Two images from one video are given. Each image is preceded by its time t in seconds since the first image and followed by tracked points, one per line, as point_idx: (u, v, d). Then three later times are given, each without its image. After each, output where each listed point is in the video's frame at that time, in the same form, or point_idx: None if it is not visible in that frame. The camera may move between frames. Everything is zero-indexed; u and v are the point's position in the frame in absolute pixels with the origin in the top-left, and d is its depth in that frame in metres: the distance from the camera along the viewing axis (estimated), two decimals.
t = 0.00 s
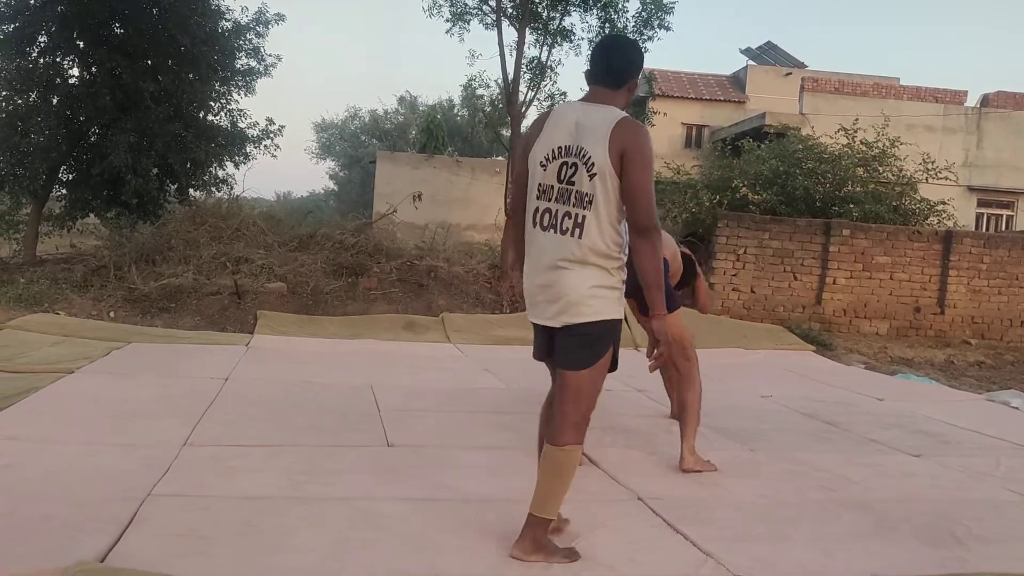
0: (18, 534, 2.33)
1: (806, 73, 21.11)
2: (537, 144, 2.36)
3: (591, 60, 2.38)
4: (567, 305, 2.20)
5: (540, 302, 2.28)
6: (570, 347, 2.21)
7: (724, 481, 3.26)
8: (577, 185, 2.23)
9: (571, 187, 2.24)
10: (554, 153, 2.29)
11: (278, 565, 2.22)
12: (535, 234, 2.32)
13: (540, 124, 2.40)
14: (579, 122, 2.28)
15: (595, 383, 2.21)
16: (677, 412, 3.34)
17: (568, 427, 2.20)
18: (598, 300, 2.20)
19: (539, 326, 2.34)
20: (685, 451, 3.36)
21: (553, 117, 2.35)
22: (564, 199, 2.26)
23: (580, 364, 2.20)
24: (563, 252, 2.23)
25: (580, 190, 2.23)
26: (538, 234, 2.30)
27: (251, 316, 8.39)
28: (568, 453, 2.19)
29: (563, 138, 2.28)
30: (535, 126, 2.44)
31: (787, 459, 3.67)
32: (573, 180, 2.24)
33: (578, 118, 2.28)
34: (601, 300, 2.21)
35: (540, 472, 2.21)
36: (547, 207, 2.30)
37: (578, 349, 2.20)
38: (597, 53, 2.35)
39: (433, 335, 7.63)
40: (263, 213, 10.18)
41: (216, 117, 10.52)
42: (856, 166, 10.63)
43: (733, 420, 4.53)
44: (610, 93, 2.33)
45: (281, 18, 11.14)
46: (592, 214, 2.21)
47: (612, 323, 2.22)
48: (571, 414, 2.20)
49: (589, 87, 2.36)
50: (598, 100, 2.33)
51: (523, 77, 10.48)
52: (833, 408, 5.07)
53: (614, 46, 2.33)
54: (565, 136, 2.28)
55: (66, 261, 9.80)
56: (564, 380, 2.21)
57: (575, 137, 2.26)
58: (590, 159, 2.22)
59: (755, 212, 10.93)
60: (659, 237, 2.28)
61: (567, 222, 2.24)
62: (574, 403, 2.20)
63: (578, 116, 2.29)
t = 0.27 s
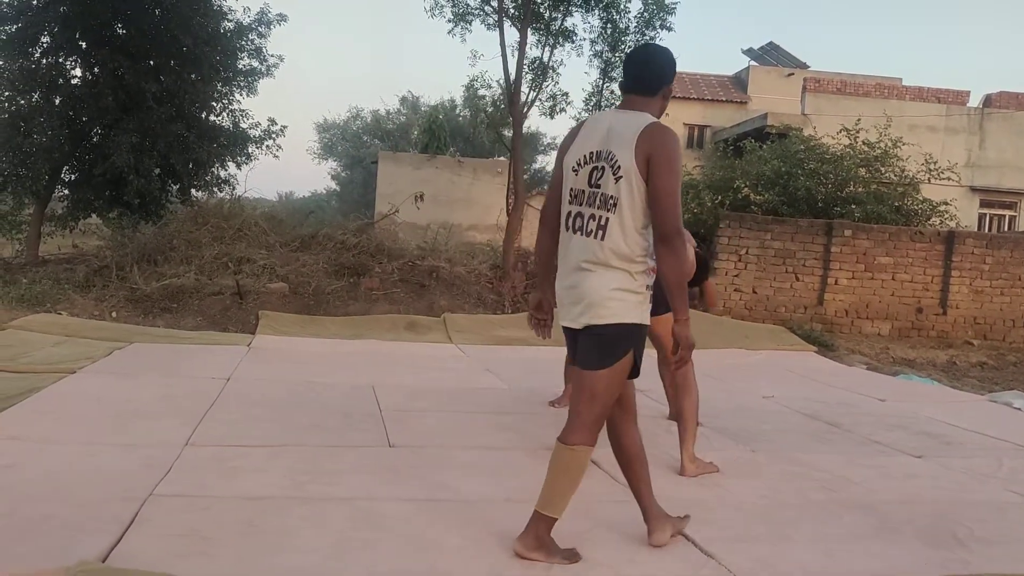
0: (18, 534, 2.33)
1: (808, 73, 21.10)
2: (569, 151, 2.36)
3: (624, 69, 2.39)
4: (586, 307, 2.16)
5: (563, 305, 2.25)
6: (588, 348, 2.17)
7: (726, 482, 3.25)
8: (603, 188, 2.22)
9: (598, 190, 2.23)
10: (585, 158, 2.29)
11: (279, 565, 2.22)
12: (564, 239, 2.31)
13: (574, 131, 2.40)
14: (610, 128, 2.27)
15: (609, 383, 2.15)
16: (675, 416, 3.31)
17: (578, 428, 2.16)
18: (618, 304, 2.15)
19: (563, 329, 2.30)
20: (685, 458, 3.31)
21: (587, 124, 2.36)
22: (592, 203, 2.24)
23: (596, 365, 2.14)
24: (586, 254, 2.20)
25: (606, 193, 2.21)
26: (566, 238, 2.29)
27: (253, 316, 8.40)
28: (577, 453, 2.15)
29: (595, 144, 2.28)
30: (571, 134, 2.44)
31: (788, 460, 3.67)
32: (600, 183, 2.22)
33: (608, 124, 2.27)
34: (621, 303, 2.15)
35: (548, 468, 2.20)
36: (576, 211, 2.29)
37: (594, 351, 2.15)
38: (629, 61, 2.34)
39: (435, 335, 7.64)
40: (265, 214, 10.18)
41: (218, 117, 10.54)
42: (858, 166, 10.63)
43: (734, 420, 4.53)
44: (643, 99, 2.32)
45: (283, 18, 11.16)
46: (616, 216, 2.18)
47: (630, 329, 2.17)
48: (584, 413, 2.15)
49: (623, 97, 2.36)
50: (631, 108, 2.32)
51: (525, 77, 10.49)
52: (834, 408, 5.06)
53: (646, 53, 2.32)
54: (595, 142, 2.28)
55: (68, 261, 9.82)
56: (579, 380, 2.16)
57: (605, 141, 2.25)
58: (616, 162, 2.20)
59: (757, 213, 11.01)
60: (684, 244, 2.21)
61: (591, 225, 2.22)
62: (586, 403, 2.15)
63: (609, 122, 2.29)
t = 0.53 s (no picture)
0: (18, 534, 2.33)
1: (808, 71, 21.08)
2: (611, 158, 2.41)
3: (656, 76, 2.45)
4: (640, 303, 2.16)
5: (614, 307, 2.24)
6: (643, 347, 2.15)
7: (726, 481, 3.25)
8: (649, 186, 2.25)
9: (644, 189, 2.26)
10: (628, 161, 2.33)
11: (280, 565, 2.22)
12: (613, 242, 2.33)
13: (614, 139, 2.46)
14: (649, 130, 2.32)
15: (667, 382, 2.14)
16: (680, 414, 3.27)
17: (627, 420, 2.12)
18: (671, 297, 2.15)
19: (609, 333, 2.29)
20: (685, 458, 3.29)
21: (627, 131, 2.41)
22: (638, 202, 2.28)
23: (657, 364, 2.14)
24: (636, 252, 2.22)
25: (652, 190, 2.24)
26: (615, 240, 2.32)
27: (253, 316, 8.40)
28: (622, 445, 2.10)
29: (636, 146, 2.32)
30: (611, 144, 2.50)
31: (789, 458, 3.67)
32: (646, 181, 2.26)
33: (648, 126, 2.32)
34: (675, 297, 2.16)
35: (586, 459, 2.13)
36: (623, 214, 2.32)
37: (652, 350, 2.14)
38: (660, 66, 2.41)
39: (436, 335, 7.64)
40: (265, 214, 10.17)
41: (218, 117, 10.53)
42: (859, 164, 10.61)
43: (735, 419, 4.53)
44: (679, 101, 2.37)
45: (282, 18, 11.15)
46: (665, 212, 2.21)
47: (682, 327, 2.17)
48: (636, 409, 2.13)
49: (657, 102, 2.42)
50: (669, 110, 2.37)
51: (524, 76, 10.48)
52: (835, 406, 5.06)
53: (678, 57, 2.39)
54: (636, 144, 2.33)
55: (68, 262, 9.81)
56: (631, 378, 2.15)
57: (647, 142, 2.30)
58: (659, 159, 2.24)
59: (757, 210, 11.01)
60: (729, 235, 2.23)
61: (641, 223, 2.25)
62: (640, 401, 2.13)
63: (648, 125, 2.34)
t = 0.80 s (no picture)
0: (20, 536, 2.33)
1: (805, 63, 21.05)
2: (642, 154, 2.42)
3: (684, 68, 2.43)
4: (682, 299, 2.19)
5: (651, 302, 2.28)
6: (716, 337, 2.17)
7: (727, 474, 3.26)
8: (680, 180, 2.25)
9: (675, 183, 2.27)
10: (656, 156, 2.34)
11: (282, 563, 2.22)
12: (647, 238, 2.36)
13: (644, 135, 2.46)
14: (677, 124, 2.31)
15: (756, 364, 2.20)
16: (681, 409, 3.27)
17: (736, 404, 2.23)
18: (710, 290, 2.17)
19: (653, 329, 2.30)
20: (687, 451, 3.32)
21: (656, 125, 2.41)
22: (670, 198, 2.29)
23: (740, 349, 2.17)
24: (671, 247, 2.24)
25: (683, 184, 2.24)
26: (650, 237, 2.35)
27: (253, 317, 8.40)
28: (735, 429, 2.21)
29: (664, 141, 2.33)
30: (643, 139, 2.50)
31: (790, 451, 3.67)
32: (676, 175, 2.26)
33: (676, 120, 2.31)
34: (713, 290, 2.17)
35: (702, 443, 2.20)
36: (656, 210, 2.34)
37: (731, 337, 2.17)
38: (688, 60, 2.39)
39: (436, 332, 7.64)
40: (263, 214, 10.15)
41: (215, 118, 10.52)
42: (857, 156, 10.60)
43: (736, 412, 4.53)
44: (709, 93, 2.34)
45: (278, 18, 11.13)
46: (696, 205, 2.21)
47: (738, 316, 2.20)
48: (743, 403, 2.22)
49: (684, 93, 2.40)
50: (699, 102, 2.35)
51: (521, 73, 10.46)
52: (836, 398, 5.07)
53: (704, 49, 2.36)
54: (664, 139, 2.33)
55: (67, 264, 9.81)
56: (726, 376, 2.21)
57: (675, 136, 2.29)
58: (689, 153, 2.24)
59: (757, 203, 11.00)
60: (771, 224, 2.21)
61: (675, 218, 2.26)
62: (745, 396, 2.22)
63: (676, 118, 2.33)
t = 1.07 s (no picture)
0: (21, 542, 2.33)
1: (802, 58, 21.04)
2: (676, 149, 2.41)
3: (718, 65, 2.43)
4: (726, 296, 2.20)
5: (690, 299, 2.28)
6: (757, 332, 2.19)
7: (729, 470, 3.26)
8: (722, 178, 2.26)
9: (716, 181, 2.27)
10: (695, 153, 2.33)
11: (284, 565, 2.22)
12: (683, 234, 2.36)
13: (678, 129, 2.44)
14: (717, 122, 2.32)
15: (800, 363, 2.23)
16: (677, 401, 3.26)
17: (802, 408, 2.24)
18: (755, 288, 2.20)
19: (688, 325, 2.28)
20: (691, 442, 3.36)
21: (692, 120, 2.40)
22: (710, 195, 2.29)
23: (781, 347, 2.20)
24: (713, 245, 2.26)
25: (726, 182, 2.25)
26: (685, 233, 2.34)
27: (253, 319, 8.40)
28: (809, 434, 2.24)
29: (703, 139, 2.33)
30: (675, 133, 2.48)
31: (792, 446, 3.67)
32: (717, 173, 2.27)
33: (715, 118, 2.32)
34: (757, 287, 2.20)
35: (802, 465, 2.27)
36: (692, 206, 2.34)
37: (773, 334, 2.19)
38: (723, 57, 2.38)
39: (437, 332, 7.63)
40: (262, 216, 10.14)
41: (212, 121, 10.51)
42: (855, 150, 10.59)
43: (738, 408, 4.52)
44: (747, 90, 2.34)
45: (274, 20, 11.13)
46: (740, 204, 2.23)
47: (780, 310, 2.21)
48: (794, 399, 2.24)
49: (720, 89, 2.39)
50: (736, 99, 2.35)
51: (518, 71, 10.45)
52: (838, 393, 5.06)
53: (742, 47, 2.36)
54: (704, 136, 2.32)
55: (67, 270, 9.81)
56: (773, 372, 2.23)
57: (716, 134, 2.29)
58: (732, 151, 2.24)
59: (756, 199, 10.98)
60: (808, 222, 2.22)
61: (716, 215, 2.27)
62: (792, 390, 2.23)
63: (716, 115, 2.33)
